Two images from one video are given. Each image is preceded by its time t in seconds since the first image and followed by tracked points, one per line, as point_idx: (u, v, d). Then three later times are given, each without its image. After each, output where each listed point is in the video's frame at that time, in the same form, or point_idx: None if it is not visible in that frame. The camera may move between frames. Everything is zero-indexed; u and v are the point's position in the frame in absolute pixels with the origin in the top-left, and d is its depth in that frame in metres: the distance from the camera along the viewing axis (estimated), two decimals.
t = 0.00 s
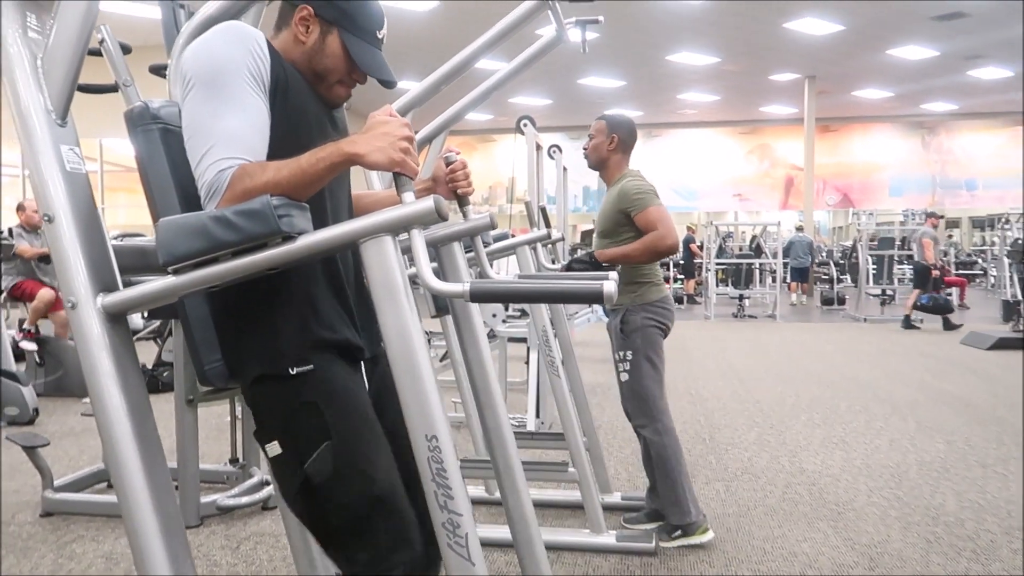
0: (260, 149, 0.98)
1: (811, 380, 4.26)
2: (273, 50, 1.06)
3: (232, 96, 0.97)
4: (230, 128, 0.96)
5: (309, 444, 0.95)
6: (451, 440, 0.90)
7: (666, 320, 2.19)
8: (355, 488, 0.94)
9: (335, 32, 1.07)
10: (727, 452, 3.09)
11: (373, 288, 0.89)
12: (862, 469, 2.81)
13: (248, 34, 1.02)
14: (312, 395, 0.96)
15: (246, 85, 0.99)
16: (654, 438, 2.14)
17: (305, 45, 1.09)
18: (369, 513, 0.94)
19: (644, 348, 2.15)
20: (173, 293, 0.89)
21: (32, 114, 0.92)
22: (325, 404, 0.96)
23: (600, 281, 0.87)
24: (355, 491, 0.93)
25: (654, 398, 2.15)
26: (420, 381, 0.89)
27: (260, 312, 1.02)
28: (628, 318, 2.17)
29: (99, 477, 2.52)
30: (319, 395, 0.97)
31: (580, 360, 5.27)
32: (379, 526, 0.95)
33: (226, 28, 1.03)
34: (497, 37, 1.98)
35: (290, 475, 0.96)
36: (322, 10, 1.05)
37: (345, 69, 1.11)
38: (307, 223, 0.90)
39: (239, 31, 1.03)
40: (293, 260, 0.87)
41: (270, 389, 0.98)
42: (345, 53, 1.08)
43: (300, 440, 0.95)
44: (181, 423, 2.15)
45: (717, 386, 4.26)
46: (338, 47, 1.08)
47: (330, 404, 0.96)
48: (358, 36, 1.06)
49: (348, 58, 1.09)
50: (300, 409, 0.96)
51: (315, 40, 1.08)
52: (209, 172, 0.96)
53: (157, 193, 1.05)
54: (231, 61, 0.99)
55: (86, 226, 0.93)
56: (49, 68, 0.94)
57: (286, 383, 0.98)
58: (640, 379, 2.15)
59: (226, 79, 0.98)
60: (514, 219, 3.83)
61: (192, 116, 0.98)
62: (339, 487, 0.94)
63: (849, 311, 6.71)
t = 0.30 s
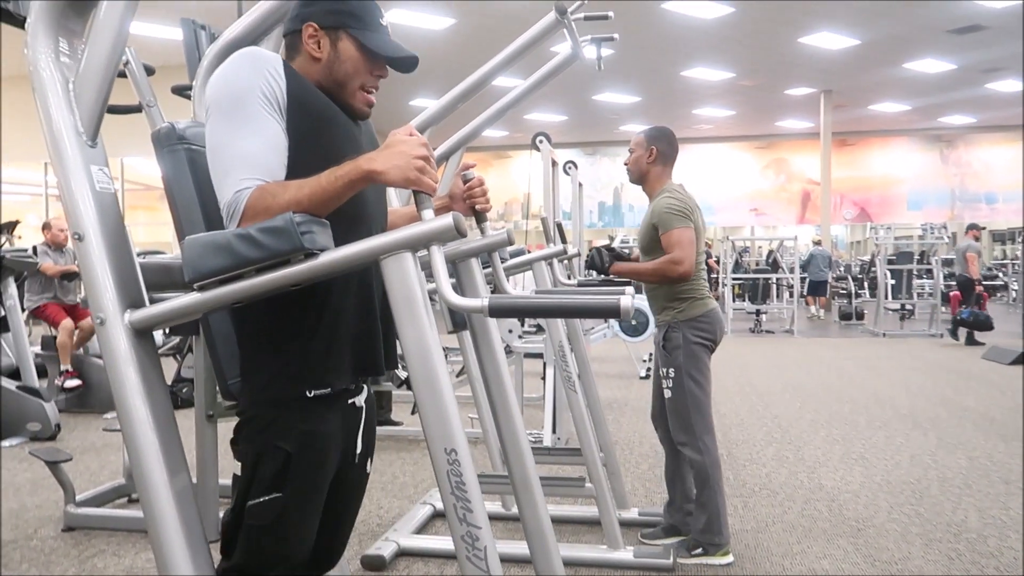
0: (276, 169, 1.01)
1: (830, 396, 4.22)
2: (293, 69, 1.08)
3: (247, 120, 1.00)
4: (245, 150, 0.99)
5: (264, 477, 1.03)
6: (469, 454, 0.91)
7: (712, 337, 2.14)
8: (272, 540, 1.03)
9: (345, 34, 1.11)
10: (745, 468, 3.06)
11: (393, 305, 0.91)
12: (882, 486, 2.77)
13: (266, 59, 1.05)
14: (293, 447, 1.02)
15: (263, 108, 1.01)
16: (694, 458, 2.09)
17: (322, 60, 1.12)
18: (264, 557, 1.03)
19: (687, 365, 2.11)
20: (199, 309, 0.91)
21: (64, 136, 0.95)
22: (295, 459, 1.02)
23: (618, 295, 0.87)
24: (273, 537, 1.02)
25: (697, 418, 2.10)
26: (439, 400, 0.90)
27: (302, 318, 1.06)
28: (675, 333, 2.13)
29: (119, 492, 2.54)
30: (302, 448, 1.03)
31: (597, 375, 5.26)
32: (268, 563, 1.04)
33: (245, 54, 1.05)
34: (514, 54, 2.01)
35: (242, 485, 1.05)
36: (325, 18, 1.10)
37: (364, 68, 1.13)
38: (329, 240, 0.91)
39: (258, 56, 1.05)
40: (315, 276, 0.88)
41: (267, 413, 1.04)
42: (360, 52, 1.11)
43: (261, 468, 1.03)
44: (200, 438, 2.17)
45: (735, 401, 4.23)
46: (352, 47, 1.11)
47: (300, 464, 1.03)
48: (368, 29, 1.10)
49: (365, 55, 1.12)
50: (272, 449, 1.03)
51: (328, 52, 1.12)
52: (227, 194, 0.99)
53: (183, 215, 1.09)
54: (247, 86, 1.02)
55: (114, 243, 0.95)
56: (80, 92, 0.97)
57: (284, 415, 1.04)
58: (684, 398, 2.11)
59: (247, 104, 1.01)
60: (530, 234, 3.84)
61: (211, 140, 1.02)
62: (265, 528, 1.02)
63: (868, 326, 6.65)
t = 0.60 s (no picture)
0: (284, 175, 1.02)
1: (842, 404, 4.20)
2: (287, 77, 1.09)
3: (251, 130, 1.02)
4: (252, 160, 1.01)
5: (294, 481, 1.05)
6: (480, 458, 0.91)
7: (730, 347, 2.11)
8: (314, 545, 1.04)
9: (312, 26, 1.12)
10: (757, 476, 3.04)
11: (404, 310, 0.92)
12: (895, 494, 2.75)
13: (261, 69, 1.06)
14: (315, 449, 1.04)
15: (264, 118, 1.03)
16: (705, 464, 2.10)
17: (300, 57, 1.14)
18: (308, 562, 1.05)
19: (702, 372, 2.10)
20: (212, 314, 0.92)
21: (82, 144, 0.97)
22: (320, 462, 1.04)
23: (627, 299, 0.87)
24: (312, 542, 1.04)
25: (709, 427, 2.09)
26: (452, 405, 0.91)
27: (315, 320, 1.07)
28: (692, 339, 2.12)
29: (132, 498, 2.55)
30: (325, 449, 1.05)
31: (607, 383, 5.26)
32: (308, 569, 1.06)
33: (242, 66, 1.07)
34: (525, 61, 2.01)
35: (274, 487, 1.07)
36: (290, 20, 1.12)
37: (344, 49, 1.15)
38: (340, 247, 0.92)
39: (253, 68, 1.07)
40: (326, 282, 0.89)
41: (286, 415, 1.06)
42: (333, 36, 1.13)
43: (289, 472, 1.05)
44: (212, 445, 2.18)
45: (746, 409, 4.21)
46: (323, 35, 1.13)
47: (324, 467, 1.04)
48: (333, 13, 1.12)
49: (335, 39, 1.14)
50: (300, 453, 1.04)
51: (305, 49, 1.13)
52: (239, 204, 1.00)
53: (197, 224, 1.11)
54: (247, 98, 1.03)
55: (129, 250, 0.96)
56: (97, 101, 0.99)
57: (303, 416, 1.05)
58: (700, 405, 2.10)
59: (250, 115, 1.02)
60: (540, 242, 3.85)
61: (217, 153, 1.03)
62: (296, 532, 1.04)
63: (879, 334, 6.60)
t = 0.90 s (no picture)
0: (296, 177, 1.04)
1: (856, 404, 4.17)
2: (289, 81, 1.11)
3: (262, 134, 1.03)
4: (265, 162, 1.02)
5: (386, 432, 1.02)
6: (495, 456, 0.92)
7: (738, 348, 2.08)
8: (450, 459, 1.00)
9: (315, 23, 1.13)
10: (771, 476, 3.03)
11: (418, 308, 0.93)
12: (910, 495, 2.73)
13: (264, 74, 1.08)
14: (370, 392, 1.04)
15: (275, 122, 1.05)
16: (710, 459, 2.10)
17: (304, 54, 1.14)
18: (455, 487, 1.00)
19: (709, 370, 2.10)
20: (230, 312, 0.93)
21: (101, 145, 0.98)
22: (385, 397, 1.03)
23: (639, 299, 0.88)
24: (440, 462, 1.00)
25: (716, 425, 2.09)
26: (466, 401, 0.92)
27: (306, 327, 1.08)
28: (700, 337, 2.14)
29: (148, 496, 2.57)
30: (378, 389, 1.04)
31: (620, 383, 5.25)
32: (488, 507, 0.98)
33: (251, 70, 1.09)
34: (536, 63, 2.00)
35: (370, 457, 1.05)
36: (291, 19, 1.13)
37: (348, 43, 1.15)
38: (356, 247, 0.93)
39: (255, 74, 1.08)
40: (342, 281, 0.90)
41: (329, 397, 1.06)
42: (336, 31, 1.14)
43: (375, 432, 1.03)
44: (228, 442, 2.19)
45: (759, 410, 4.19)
46: (326, 31, 1.14)
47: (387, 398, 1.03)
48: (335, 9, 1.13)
49: (339, 35, 1.14)
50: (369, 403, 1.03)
51: (309, 47, 1.14)
52: (255, 206, 1.01)
53: (214, 222, 1.12)
54: (261, 101, 1.05)
55: (147, 250, 0.98)
56: (116, 102, 1.01)
57: (343, 393, 1.05)
58: (706, 401, 2.10)
59: (262, 117, 1.04)
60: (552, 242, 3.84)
61: (228, 158, 1.04)
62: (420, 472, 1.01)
63: (894, 334, 6.56)
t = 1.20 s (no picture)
0: (322, 174, 1.04)
1: (874, 402, 4.14)
2: (335, 80, 1.15)
3: (296, 129, 1.05)
4: (289, 157, 1.03)
5: (412, 351, 1.06)
6: (511, 452, 0.92)
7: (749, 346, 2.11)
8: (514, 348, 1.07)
9: (382, 16, 1.15)
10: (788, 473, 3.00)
11: (436, 304, 0.93)
12: (929, 493, 2.71)
13: (304, 69, 1.10)
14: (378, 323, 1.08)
15: (308, 117, 1.07)
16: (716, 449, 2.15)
17: (366, 45, 1.17)
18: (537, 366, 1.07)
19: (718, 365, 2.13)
20: (249, 309, 0.94)
21: (121, 144, 0.99)
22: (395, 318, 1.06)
23: (657, 297, 0.87)
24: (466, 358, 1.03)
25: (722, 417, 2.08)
26: (481, 392, 0.92)
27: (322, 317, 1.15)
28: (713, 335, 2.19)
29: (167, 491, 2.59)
30: (383, 316, 1.08)
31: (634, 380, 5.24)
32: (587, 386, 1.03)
33: (280, 66, 1.10)
34: (551, 60, 2.00)
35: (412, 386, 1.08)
36: (359, 7, 1.15)
37: (409, 41, 1.16)
38: (374, 244, 0.93)
39: (289, 68, 1.10)
40: (359, 278, 0.90)
41: (357, 351, 1.10)
42: (399, 29, 1.15)
43: (402, 357, 1.06)
44: (245, 439, 2.21)
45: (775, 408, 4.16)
46: (390, 26, 1.15)
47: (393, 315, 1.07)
48: (403, 6, 1.14)
49: (402, 32, 1.15)
50: (388, 332, 1.07)
51: (370, 37, 1.17)
52: (276, 202, 1.02)
53: (233, 220, 1.13)
54: (286, 96, 1.06)
55: (167, 248, 0.99)
56: (136, 101, 1.02)
57: (362, 339, 1.09)
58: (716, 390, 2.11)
59: (286, 114, 1.05)
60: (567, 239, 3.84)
61: (258, 149, 1.05)
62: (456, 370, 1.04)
63: (913, 331, 6.49)
